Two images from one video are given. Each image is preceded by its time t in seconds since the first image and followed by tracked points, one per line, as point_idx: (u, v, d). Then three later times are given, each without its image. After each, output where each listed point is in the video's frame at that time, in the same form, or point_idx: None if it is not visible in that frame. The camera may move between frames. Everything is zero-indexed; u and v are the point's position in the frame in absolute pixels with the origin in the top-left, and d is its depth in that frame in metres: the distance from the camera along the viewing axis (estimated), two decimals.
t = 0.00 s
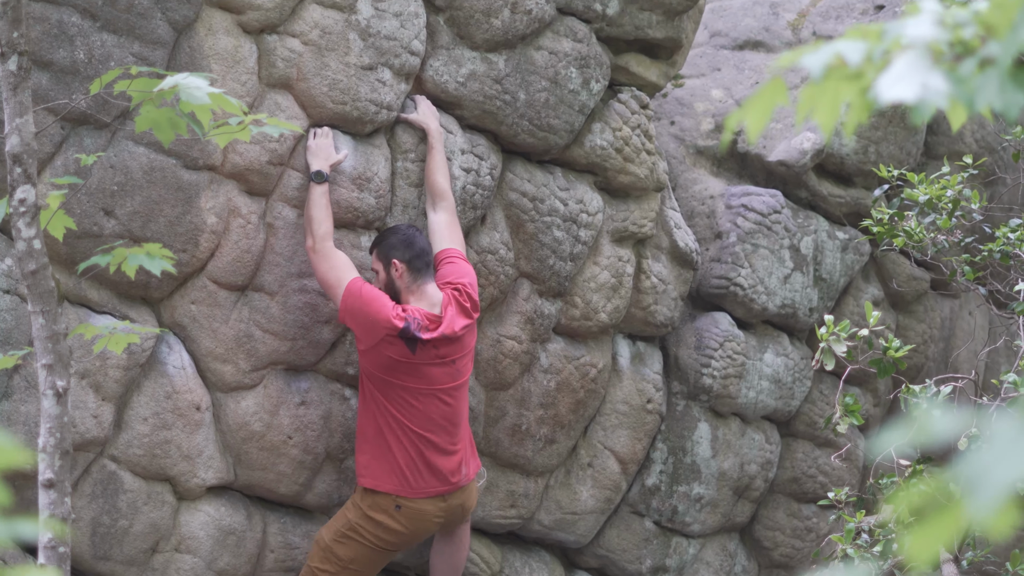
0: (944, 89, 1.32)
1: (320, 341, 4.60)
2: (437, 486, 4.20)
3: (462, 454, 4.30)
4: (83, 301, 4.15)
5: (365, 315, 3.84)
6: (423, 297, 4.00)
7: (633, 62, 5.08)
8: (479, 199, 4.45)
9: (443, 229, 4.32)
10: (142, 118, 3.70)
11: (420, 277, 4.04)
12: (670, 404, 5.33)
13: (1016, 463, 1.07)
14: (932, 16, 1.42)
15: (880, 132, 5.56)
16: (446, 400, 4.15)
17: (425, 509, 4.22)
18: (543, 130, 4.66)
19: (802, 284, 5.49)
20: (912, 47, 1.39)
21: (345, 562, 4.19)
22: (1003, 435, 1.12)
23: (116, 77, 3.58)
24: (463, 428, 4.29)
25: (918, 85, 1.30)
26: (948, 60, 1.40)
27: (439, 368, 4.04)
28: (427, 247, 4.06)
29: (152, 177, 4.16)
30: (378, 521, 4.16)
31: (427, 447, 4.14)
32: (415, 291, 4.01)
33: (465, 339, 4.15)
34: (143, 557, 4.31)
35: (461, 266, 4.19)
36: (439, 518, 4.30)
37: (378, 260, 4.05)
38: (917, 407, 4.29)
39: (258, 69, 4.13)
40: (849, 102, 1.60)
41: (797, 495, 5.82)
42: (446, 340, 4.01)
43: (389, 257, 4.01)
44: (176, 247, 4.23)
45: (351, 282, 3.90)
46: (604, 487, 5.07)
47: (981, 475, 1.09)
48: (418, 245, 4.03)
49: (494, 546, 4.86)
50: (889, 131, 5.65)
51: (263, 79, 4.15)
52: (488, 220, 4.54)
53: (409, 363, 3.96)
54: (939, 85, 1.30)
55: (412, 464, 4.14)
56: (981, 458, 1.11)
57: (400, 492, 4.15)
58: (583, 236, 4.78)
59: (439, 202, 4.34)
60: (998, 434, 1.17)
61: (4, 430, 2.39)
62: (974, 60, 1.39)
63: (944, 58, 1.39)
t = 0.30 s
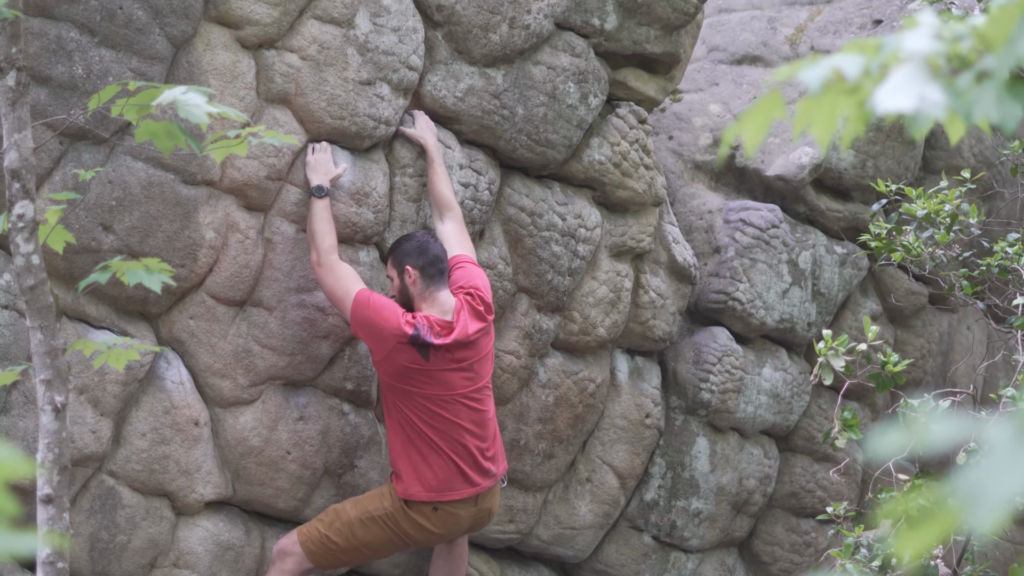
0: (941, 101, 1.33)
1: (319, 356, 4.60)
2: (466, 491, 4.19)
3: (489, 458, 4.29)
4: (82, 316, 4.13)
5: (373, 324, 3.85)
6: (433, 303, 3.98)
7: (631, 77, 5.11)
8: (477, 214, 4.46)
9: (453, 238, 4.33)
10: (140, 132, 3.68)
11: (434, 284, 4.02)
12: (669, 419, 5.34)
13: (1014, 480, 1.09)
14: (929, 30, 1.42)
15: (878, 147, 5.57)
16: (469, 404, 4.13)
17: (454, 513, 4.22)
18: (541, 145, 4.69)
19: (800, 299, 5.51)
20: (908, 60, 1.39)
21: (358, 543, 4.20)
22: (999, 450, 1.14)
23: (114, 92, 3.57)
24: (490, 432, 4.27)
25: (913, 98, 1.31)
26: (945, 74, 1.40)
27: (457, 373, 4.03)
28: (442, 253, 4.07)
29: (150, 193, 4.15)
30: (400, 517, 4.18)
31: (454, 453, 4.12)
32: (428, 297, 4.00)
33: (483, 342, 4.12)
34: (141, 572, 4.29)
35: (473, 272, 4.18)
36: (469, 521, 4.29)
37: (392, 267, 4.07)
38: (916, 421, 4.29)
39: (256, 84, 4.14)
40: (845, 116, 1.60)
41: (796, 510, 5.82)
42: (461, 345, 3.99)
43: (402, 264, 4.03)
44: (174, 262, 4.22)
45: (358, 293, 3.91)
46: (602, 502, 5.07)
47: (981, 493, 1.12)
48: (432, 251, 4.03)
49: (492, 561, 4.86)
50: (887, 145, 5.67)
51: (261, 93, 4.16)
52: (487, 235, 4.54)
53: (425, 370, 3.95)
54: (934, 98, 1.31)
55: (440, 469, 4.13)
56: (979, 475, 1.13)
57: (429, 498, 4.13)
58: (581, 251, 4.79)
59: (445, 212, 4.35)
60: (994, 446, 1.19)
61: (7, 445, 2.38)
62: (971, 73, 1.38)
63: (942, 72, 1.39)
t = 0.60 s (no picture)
0: (939, 118, 1.34)
1: (317, 375, 4.60)
2: (453, 500, 4.18)
3: (480, 466, 4.27)
4: (80, 336, 4.12)
5: (366, 333, 3.83)
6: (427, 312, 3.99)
7: (629, 96, 5.18)
8: (476, 233, 4.47)
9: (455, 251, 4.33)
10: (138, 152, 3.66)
11: (428, 291, 4.02)
12: (668, 437, 5.34)
13: (1004, 488, 1.09)
14: (928, 48, 1.43)
15: (876, 165, 5.59)
16: (461, 414, 4.11)
17: (441, 520, 4.21)
18: (539, 163, 4.71)
19: (799, 317, 5.51)
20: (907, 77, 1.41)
21: (343, 546, 4.20)
22: (987, 459, 1.14)
23: (115, 112, 3.56)
24: (482, 441, 4.25)
25: (912, 114, 1.32)
26: (942, 92, 1.42)
27: (451, 384, 3.99)
28: (436, 261, 4.06)
29: (149, 212, 4.15)
30: (386, 522, 4.18)
31: (445, 462, 4.11)
32: (421, 305, 4.00)
33: (480, 352, 4.09)
34: None
35: (473, 281, 4.15)
36: (453, 528, 4.30)
37: (386, 273, 4.08)
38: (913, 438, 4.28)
39: (255, 102, 4.14)
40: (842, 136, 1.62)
41: (795, 528, 5.81)
42: (456, 355, 3.96)
43: (394, 271, 4.04)
44: (173, 280, 4.22)
45: (352, 304, 3.89)
46: (601, 520, 5.07)
47: (969, 501, 1.11)
48: (423, 258, 4.03)
49: None
50: (886, 163, 5.70)
51: (259, 112, 4.16)
52: (485, 253, 4.54)
53: (419, 381, 3.93)
54: (934, 114, 1.33)
55: (429, 477, 4.12)
56: (968, 485, 1.13)
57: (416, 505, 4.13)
58: (579, 269, 4.80)
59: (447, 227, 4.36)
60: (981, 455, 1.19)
61: (4, 467, 2.35)
62: (967, 92, 1.41)
63: (940, 89, 1.41)
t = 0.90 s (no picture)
0: (940, 136, 1.34)
1: (316, 394, 4.60)
2: (463, 507, 4.18)
3: (487, 473, 4.27)
4: (79, 355, 4.11)
5: (363, 347, 3.84)
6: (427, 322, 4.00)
7: (628, 114, 5.23)
8: (475, 252, 4.48)
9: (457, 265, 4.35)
10: (136, 178, 3.65)
11: (430, 300, 4.01)
12: (666, 456, 5.34)
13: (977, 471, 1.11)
14: (926, 67, 1.43)
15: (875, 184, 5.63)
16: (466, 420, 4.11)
17: (450, 524, 4.21)
18: (538, 182, 4.73)
19: (797, 336, 5.53)
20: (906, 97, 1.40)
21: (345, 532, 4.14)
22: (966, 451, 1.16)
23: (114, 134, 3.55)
24: (489, 446, 4.26)
25: (913, 133, 1.32)
26: (942, 112, 1.42)
27: (455, 391, 4.00)
28: (438, 269, 4.06)
29: (147, 232, 4.14)
30: (393, 521, 4.15)
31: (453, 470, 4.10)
32: (422, 315, 4.00)
33: (481, 358, 4.10)
34: None
35: (475, 289, 4.18)
36: (462, 533, 4.28)
37: (387, 281, 4.07)
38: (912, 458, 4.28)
39: (253, 122, 4.14)
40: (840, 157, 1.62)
41: (793, 547, 5.80)
42: (457, 362, 3.97)
43: (396, 279, 4.03)
44: (171, 299, 4.22)
45: (350, 319, 3.90)
46: (600, 540, 5.06)
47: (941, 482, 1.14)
48: (425, 266, 4.02)
49: None
50: (884, 182, 5.73)
51: (258, 131, 4.16)
52: (484, 273, 4.55)
53: (422, 391, 3.94)
54: (933, 135, 1.32)
55: (438, 486, 4.12)
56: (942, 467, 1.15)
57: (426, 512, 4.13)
58: (578, 288, 4.81)
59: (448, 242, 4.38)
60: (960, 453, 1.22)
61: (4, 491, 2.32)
62: (966, 111, 1.40)
63: (939, 109, 1.41)
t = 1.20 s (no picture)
0: (937, 154, 1.39)
1: (313, 411, 4.61)
2: (464, 508, 4.16)
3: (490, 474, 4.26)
4: (77, 372, 4.10)
5: (361, 351, 3.85)
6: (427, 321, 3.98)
7: (625, 131, 5.26)
8: (473, 268, 4.49)
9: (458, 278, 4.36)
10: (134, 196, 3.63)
11: (430, 301, 4.00)
12: (664, 473, 5.34)
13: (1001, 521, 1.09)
14: (923, 84, 1.47)
15: (872, 201, 5.65)
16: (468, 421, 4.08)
17: (448, 523, 4.18)
18: (535, 199, 4.75)
19: (795, 352, 5.54)
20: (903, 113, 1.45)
21: (353, 496, 4.15)
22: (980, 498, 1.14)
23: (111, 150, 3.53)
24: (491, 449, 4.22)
25: (910, 151, 1.37)
26: (939, 127, 1.46)
27: (456, 393, 3.99)
28: (438, 270, 4.04)
29: (145, 248, 4.14)
30: (399, 515, 4.13)
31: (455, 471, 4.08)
32: (422, 316, 3.99)
33: (484, 361, 4.09)
34: None
35: (478, 295, 4.18)
36: (459, 533, 4.25)
37: (387, 284, 4.07)
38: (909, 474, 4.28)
39: (251, 138, 4.14)
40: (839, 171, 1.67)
41: (791, 563, 5.80)
42: (459, 364, 3.96)
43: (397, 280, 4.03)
44: (169, 316, 4.21)
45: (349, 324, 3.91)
46: (598, 556, 5.06)
47: (966, 533, 1.11)
48: (425, 268, 4.02)
49: None
50: (881, 199, 5.73)
51: (255, 148, 4.16)
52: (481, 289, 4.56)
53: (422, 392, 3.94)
54: (930, 154, 1.37)
55: (439, 486, 4.10)
56: (965, 516, 1.12)
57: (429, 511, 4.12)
58: (576, 304, 4.81)
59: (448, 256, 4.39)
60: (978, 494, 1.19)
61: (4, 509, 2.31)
62: (965, 127, 1.44)
63: (936, 126, 1.46)
